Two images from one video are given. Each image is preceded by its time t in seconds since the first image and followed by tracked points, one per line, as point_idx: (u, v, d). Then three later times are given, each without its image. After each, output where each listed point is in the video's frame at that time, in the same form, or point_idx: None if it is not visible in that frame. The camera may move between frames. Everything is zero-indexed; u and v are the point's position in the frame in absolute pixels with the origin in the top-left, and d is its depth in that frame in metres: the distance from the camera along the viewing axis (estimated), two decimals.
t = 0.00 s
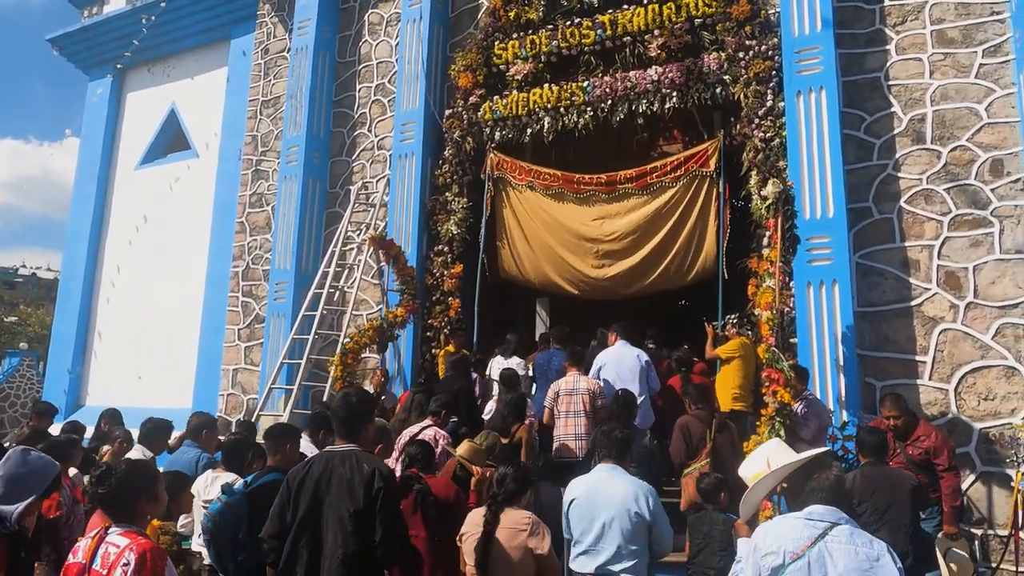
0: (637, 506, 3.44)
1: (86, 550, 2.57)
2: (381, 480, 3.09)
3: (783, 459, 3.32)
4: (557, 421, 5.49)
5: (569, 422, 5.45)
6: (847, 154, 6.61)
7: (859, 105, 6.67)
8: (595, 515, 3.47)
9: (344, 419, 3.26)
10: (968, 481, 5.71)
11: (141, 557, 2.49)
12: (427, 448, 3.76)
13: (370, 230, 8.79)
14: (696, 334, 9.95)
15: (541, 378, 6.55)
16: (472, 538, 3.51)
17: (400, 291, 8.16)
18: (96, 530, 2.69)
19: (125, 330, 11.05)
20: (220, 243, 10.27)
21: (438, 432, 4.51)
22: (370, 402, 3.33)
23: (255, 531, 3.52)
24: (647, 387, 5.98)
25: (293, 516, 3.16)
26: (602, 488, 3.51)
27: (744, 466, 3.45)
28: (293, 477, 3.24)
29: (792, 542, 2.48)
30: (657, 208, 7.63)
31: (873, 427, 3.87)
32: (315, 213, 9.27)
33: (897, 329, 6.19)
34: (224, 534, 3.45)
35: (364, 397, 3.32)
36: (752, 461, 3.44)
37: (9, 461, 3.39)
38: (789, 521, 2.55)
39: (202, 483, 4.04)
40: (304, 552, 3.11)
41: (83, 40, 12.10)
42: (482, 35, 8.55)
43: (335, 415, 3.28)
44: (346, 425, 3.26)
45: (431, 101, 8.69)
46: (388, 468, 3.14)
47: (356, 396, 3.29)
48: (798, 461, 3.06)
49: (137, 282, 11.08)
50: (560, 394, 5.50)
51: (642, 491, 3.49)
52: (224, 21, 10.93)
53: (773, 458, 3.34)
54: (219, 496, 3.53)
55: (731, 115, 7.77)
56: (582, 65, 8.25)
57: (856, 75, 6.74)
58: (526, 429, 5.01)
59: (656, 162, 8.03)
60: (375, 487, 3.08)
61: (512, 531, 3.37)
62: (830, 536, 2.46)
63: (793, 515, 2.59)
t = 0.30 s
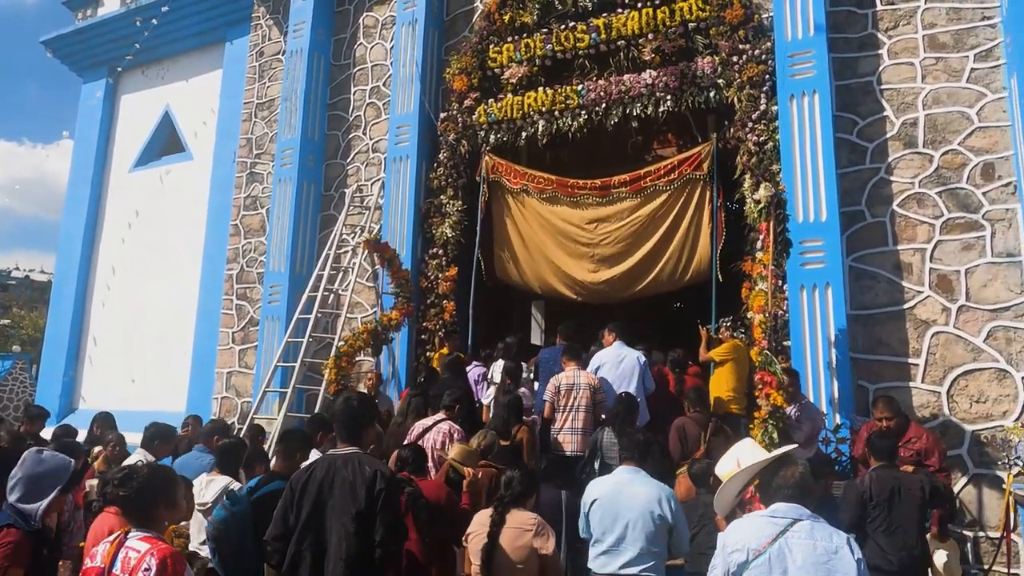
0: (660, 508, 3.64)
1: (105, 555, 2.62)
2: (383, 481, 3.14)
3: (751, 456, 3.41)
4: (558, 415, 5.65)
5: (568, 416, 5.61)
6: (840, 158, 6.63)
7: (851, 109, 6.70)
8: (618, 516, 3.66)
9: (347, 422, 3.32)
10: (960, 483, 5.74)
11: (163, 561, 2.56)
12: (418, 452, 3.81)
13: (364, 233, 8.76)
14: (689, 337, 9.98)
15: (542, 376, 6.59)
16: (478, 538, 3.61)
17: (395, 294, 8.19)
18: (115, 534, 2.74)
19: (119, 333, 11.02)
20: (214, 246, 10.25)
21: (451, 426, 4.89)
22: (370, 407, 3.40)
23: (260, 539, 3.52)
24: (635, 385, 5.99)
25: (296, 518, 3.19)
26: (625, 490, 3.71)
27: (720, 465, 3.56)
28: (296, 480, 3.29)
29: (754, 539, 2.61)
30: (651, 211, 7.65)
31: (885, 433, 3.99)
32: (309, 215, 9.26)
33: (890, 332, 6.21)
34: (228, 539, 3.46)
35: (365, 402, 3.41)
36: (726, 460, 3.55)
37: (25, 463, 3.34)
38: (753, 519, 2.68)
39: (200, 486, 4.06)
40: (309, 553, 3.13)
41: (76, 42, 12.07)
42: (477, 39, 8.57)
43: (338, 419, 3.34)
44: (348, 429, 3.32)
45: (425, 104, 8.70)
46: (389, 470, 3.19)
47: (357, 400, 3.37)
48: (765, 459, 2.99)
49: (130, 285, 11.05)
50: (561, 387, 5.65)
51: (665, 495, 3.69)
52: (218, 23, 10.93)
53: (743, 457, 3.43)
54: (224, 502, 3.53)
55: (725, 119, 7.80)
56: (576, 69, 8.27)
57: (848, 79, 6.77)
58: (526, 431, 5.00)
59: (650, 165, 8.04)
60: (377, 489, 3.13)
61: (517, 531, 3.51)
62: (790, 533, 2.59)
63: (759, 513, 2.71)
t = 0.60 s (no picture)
0: (666, 507, 3.70)
1: (117, 557, 2.68)
2: (409, 493, 3.10)
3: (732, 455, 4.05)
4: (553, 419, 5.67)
5: (564, 419, 5.61)
6: (832, 162, 6.67)
7: (844, 114, 6.74)
8: (624, 515, 3.70)
9: (372, 430, 3.29)
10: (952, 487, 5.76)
11: (172, 564, 2.61)
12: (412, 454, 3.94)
13: (359, 237, 8.76)
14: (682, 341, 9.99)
15: (540, 376, 6.60)
16: (496, 544, 3.71)
17: (388, 298, 8.14)
18: (126, 537, 2.80)
19: (112, 337, 10.98)
20: (208, 248, 10.24)
21: (449, 423, 4.93)
22: (397, 415, 3.37)
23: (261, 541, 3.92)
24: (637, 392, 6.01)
25: (321, 523, 3.13)
26: (630, 490, 3.76)
27: (703, 464, 4.14)
28: (319, 484, 3.23)
29: (732, 535, 2.94)
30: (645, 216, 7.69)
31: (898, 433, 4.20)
32: (304, 218, 9.26)
33: (882, 336, 6.24)
34: (230, 537, 3.84)
35: (392, 411, 3.36)
36: (709, 460, 4.14)
37: (34, 467, 3.30)
38: (733, 515, 3.02)
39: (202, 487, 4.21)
40: (332, 561, 3.07)
41: (70, 45, 12.05)
42: (471, 43, 8.58)
43: (365, 427, 3.30)
44: (375, 437, 3.29)
45: (420, 107, 8.71)
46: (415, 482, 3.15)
47: (385, 409, 3.33)
48: (746, 456, 3.69)
49: (124, 289, 11.01)
50: (557, 392, 5.69)
51: (671, 494, 3.77)
52: (213, 26, 10.93)
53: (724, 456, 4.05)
54: (226, 506, 3.93)
55: (719, 123, 7.84)
56: (571, 73, 8.29)
57: (841, 85, 6.81)
58: (523, 420, 5.04)
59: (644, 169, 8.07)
60: (402, 501, 3.09)
61: (538, 539, 3.65)
62: (766, 528, 2.92)
63: (737, 510, 3.06)
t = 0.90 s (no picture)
0: (656, 508, 3.76)
1: (124, 560, 2.73)
2: (438, 498, 3.28)
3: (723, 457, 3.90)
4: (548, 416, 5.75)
5: (558, 418, 5.69)
6: (825, 167, 6.70)
7: (836, 119, 6.77)
8: (616, 519, 3.75)
9: (404, 435, 3.45)
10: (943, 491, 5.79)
11: (178, 562, 2.67)
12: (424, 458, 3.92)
13: (353, 240, 8.76)
14: (676, 344, 10.00)
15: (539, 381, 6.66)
16: (509, 546, 3.68)
17: (382, 301, 8.15)
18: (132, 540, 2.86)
19: (105, 340, 10.95)
20: (202, 251, 10.22)
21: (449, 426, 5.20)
22: (429, 421, 3.54)
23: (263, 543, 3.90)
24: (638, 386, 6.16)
25: (352, 522, 3.32)
26: (619, 494, 3.81)
27: (694, 466, 4.01)
28: (352, 485, 3.42)
29: (727, 536, 2.95)
30: (638, 219, 7.69)
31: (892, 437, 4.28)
32: (298, 221, 9.26)
33: (875, 341, 6.27)
34: (230, 541, 3.84)
35: (426, 417, 3.53)
36: (699, 461, 4.01)
37: (47, 474, 3.11)
38: (726, 517, 3.03)
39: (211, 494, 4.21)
40: (362, 558, 3.26)
41: (64, 47, 12.03)
42: (466, 47, 8.59)
43: (397, 431, 3.47)
44: (406, 442, 3.45)
45: (415, 111, 8.72)
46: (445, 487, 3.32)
47: (418, 415, 3.50)
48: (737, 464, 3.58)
49: (118, 293, 10.98)
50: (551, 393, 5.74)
51: (660, 496, 3.82)
52: (208, 29, 10.93)
53: (715, 459, 3.91)
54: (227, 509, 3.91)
55: (713, 128, 7.87)
56: (565, 77, 8.33)
57: (834, 90, 6.84)
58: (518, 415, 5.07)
59: (638, 173, 8.10)
60: (432, 504, 3.26)
61: (552, 540, 3.64)
62: (760, 530, 2.94)
63: (730, 511, 3.07)
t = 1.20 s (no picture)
0: (649, 507, 3.72)
1: (129, 562, 2.74)
2: (448, 502, 3.27)
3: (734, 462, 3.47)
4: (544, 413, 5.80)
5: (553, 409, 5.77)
6: (818, 173, 6.74)
7: (829, 125, 6.82)
8: (609, 519, 3.72)
9: (420, 440, 3.45)
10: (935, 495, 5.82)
11: (182, 561, 2.69)
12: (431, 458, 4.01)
13: (347, 243, 8.75)
14: (671, 349, 10.01)
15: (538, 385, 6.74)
16: (513, 549, 3.71)
17: (377, 305, 8.14)
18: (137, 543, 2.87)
19: (98, 343, 10.92)
20: (196, 254, 10.21)
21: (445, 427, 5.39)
22: (445, 427, 3.52)
23: (265, 545, 3.90)
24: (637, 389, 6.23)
25: (365, 523, 3.37)
26: (612, 494, 3.79)
27: (700, 468, 3.62)
28: (367, 485, 3.47)
29: (735, 540, 2.95)
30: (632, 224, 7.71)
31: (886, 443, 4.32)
32: (293, 225, 9.26)
33: (868, 346, 6.30)
34: (235, 543, 3.86)
35: (442, 422, 3.51)
36: (707, 462, 3.61)
37: (72, 479, 3.02)
38: (732, 522, 3.03)
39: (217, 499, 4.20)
40: (373, 557, 3.30)
41: (58, 49, 12.01)
42: (461, 51, 8.62)
43: (413, 435, 3.48)
44: (422, 447, 3.45)
45: (410, 115, 8.74)
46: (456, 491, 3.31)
47: (435, 420, 3.48)
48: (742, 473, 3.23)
49: (111, 295, 10.96)
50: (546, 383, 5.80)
51: (653, 496, 3.79)
52: (204, 32, 10.93)
53: (723, 464, 3.49)
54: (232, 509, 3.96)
55: (707, 133, 7.91)
56: (560, 82, 8.36)
57: (827, 96, 6.89)
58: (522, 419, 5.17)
59: (633, 178, 8.13)
60: (441, 508, 3.26)
61: (555, 542, 3.66)
62: (767, 536, 2.95)
63: (737, 516, 3.07)
